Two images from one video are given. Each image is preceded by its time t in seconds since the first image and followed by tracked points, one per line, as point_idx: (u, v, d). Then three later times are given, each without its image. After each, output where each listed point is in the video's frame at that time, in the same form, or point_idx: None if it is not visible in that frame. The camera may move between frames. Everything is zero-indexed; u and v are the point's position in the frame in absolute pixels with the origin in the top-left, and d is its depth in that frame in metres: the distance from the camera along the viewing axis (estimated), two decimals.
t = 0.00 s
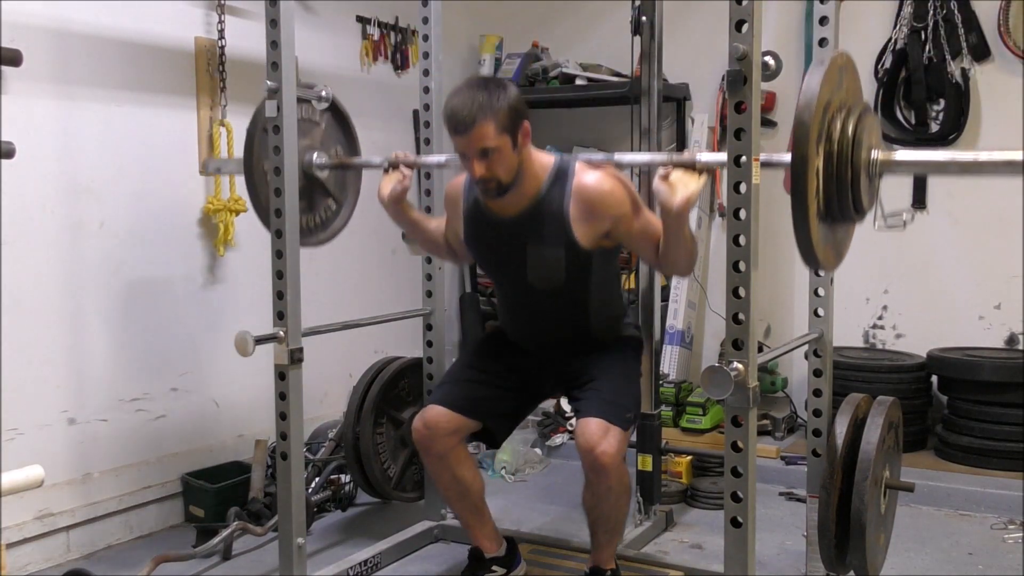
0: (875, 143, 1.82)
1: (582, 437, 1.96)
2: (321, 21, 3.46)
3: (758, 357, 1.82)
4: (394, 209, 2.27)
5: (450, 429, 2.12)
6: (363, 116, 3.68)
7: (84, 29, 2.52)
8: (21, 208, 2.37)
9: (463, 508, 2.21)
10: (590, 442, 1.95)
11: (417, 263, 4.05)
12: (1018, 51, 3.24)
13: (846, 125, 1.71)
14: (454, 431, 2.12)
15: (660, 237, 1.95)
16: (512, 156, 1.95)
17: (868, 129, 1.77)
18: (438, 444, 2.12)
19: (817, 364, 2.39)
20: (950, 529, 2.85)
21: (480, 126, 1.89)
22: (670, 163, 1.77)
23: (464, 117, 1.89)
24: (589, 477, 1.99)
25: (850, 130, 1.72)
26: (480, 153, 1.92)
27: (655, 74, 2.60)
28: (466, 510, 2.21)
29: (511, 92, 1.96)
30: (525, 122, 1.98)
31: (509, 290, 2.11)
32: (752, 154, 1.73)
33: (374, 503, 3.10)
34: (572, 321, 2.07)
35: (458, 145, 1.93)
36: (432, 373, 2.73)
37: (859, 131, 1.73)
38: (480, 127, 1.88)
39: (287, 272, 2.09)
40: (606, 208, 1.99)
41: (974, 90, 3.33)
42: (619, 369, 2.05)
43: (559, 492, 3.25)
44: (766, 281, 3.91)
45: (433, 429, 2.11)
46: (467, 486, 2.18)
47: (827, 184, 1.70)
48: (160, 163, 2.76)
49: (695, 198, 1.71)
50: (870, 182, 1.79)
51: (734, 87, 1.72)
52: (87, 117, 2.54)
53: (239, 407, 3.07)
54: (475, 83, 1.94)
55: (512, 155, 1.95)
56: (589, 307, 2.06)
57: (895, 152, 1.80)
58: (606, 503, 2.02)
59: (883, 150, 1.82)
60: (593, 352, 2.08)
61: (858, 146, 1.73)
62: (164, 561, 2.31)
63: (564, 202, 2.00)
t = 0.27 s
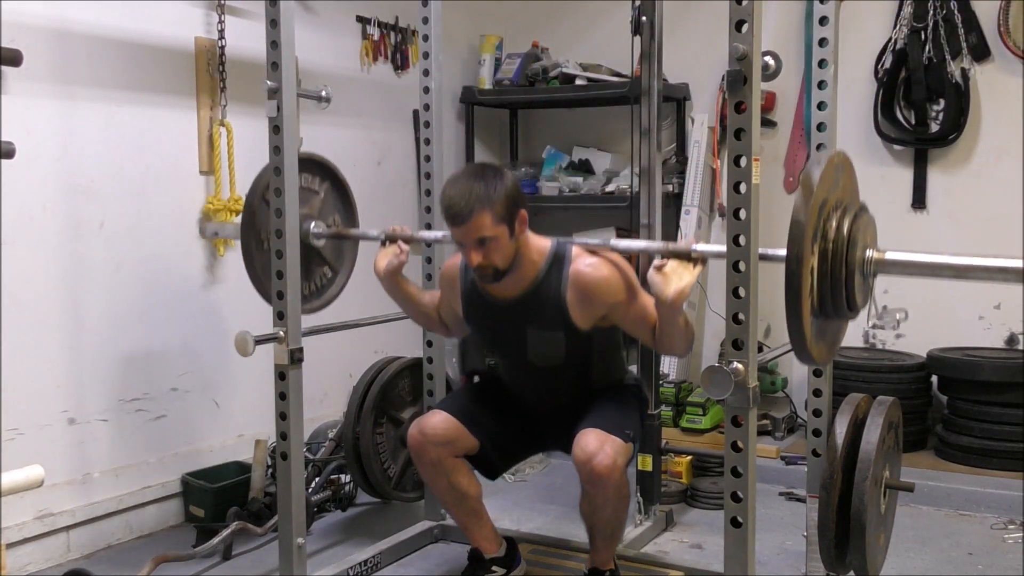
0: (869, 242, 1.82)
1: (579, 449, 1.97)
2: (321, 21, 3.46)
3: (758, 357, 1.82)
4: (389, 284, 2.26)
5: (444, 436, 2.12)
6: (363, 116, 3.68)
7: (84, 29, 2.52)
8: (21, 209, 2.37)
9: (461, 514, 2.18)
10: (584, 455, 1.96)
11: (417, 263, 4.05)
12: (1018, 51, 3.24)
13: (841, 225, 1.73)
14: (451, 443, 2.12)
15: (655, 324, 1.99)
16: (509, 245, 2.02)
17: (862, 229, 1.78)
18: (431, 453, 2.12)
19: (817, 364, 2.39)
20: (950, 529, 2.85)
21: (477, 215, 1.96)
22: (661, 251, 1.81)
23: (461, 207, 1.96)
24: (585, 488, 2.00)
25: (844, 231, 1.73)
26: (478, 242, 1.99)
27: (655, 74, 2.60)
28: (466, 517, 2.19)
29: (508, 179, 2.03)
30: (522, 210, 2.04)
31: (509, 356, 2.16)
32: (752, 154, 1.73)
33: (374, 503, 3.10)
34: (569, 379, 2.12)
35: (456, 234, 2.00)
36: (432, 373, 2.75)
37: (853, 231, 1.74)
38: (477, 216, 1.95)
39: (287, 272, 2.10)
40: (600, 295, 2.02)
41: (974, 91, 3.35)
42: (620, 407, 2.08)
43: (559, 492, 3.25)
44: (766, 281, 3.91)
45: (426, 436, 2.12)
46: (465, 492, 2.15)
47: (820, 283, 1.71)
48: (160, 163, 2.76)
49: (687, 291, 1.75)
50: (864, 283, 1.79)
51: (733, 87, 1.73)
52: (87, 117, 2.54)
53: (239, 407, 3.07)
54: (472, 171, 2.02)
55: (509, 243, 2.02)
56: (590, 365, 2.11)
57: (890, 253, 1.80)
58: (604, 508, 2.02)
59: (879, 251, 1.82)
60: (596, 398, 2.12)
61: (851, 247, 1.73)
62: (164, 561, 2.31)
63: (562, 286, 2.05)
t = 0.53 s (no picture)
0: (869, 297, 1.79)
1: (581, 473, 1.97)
2: (321, 21, 3.46)
3: (758, 358, 1.82)
4: (387, 323, 2.21)
5: (428, 452, 2.12)
6: (363, 116, 3.68)
7: (84, 29, 2.52)
8: (21, 209, 2.37)
9: (456, 522, 2.18)
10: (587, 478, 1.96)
11: (417, 263, 4.05)
12: (1017, 51, 3.23)
13: (840, 278, 1.70)
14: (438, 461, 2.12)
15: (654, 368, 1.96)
16: (509, 291, 1.94)
17: (862, 282, 1.75)
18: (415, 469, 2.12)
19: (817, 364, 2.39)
20: (950, 529, 2.85)
21: (475, 265, 1.89)
22: (663, 297, 1.83)
23: (459, 256, 1.89)
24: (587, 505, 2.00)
25: (843, 285, 1.70)
26: (475, 290, 1.91)
27: (655, 74, 2.60)
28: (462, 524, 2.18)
29: (507, 228, 1.96)
30: (522, 258, 1.97)
31: (504, 405, 2.11)
32: (752, 154, 1.73)
33: (374, 503, 3.10)
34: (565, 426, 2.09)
35: (454, 282, 1.93)
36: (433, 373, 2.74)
37: (853, 284, 1.72)
38: (476, 266, 1.88)
39: (287, 272, 2.10)
40: (600, 340, 1.97)
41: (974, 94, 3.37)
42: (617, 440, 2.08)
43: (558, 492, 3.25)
44: (766, 281, 3.91)
45: (410, 453, 2.12)
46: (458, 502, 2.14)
47: (819, 335, 1.68)
48: (160, 163, 2.76)
49: (684, 336, 1.77)
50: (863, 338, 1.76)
51: (733, 87, 1.73)
52: (87, 118, 2.54)
53: (239, 407, 3.07)
54: (471, 220, 1.95)
55: (507, 290, 1.94)
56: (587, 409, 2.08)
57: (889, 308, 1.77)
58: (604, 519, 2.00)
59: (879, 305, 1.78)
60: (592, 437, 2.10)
61: (850, 300, 1.71)
62: (164, 561, 2.31)
63: (559, 335, 1.98)
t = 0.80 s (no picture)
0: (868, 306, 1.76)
1: (580, 478, 1.98)
2: (321, 21, 3.46)
3: (758, 358, 1.82)
4: (387, 329, 2.21)
5: (423, 454, 2.13)
6: (363, 116, 3.68)
7: (84, 29, 2.52)
8: (21, 208, 2.37)
9: (452, 522, 2.19)
10: (585, 484, 1.97)
11: (417, 263, 4.05)
12: (1017, 51, 3.23)
13: (840, 285, 1.69)
14: (434, 461, 2.13)
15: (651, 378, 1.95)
16: (505, 300, 1.93)
17: (861, 290, 1.73)
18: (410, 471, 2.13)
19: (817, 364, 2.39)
20: (950, 528, 2.85)
21: (473, 273, 1.87)
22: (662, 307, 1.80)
23: (457, 264, 1.87)
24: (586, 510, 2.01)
25: (843, 292, 1.68)
26: (472, 298, 1.89)
27: (655, 74, 2.60)
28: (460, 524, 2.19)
29: (505, 237, 1.94)
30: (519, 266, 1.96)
31: (501, 414, 2.11)
32: (752, 154, 1.73)
33: (374, 503, 3.10)
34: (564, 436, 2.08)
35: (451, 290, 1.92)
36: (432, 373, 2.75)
37: (852, 291, 1.70)
38: (473, 274, 1.86)
39: (287, 272, 2.09)
40: (597, 350, 1.96)
41: (974, 91, 3.37)
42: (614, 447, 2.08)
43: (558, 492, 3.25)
44: (766, 281, 3.91)
45: (407, 454, 2.13)
46: (455, 501, 2.15)
47: (818, 344, 1.65)
48: (160, 163, 2.76)
49: (683, 345, 1.76)
50: (861, 346, 1.74)
51: (734, 87, 1.73)
52: (87, 117, 2.54)
53: (239, 407, 3.07)
54: (469, 228, 1.93)
55: (505, 299, 1.93)
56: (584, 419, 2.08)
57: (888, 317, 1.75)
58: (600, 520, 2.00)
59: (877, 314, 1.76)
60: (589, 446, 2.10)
61: (849, 306, 1.68)
62: (164, 561, 2.31)
63: (557, 343, 1.98)
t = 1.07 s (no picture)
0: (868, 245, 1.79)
1: (576, 448, 1.97)
2: (321, 21, 3.46)
3: (757, 358, 1.82)
4: (384, 289, 2.26)
5: (446, 438, 2.10)
6: (362, 116, 3.68)
7: (84, 29, 2.52)
8: (21, 208, 2.37)
9: (462, 512, 2.18)
10: (581, 453, 1.96)
11: (417, 263, 4.05)
12: (1018, 51, 3.23)
13: (842, 227, 1.71)
14: (451, 440, 2.11)
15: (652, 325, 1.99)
16: (506, 254, 1.99)
17: (862, 230, 1.75)
18: (434, 452, 2.11)
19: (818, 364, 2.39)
20: (950, 529, 2.85)
21: (473, 231, 1.92)
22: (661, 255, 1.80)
23: (456, 223, 1.92)
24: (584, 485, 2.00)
25: (844, 234, 1.70)
26: (473, 255, 1.96)
27: (655, 74, 2.60)
28: (468, 515, 2.19)
29: (504, 192, 1.98)
30: (518, 220, 2.01)
31: (507, 362, 2.15)
32: (752, 153, 1.73)
33: (374, 503, 3.11)
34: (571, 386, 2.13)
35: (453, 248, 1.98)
36: (432, 372, 2.75)
37: (854, 232, 1.73)
38: (473, 232, 1.92)
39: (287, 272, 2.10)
40: (598, 298, 2.02)
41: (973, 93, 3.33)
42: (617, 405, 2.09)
43: (559, 493, 3.25)
44: (766, 281, 3.91)
45: (427, 434, 2.10)
46: (469, 487, 2.15)
47: (820, 285, 1.68)
48: (160, 163, 2.76)
49: (684, 294, 1.74)
50: (863, 286, 1.77)
51: (734, 87, 1.73)
52: (87, 117, 2.54)
53: (239, 407, 3.07)
54: (467, 185, 1.97)
55: (506, 253, 1.99)
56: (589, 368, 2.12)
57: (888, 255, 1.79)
58: (601, 506, 2.02)
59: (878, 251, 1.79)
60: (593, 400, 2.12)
61: (850, 246, 1.71)
62: (164, 561, 2.31)
63: (560, 295, 2.05)
